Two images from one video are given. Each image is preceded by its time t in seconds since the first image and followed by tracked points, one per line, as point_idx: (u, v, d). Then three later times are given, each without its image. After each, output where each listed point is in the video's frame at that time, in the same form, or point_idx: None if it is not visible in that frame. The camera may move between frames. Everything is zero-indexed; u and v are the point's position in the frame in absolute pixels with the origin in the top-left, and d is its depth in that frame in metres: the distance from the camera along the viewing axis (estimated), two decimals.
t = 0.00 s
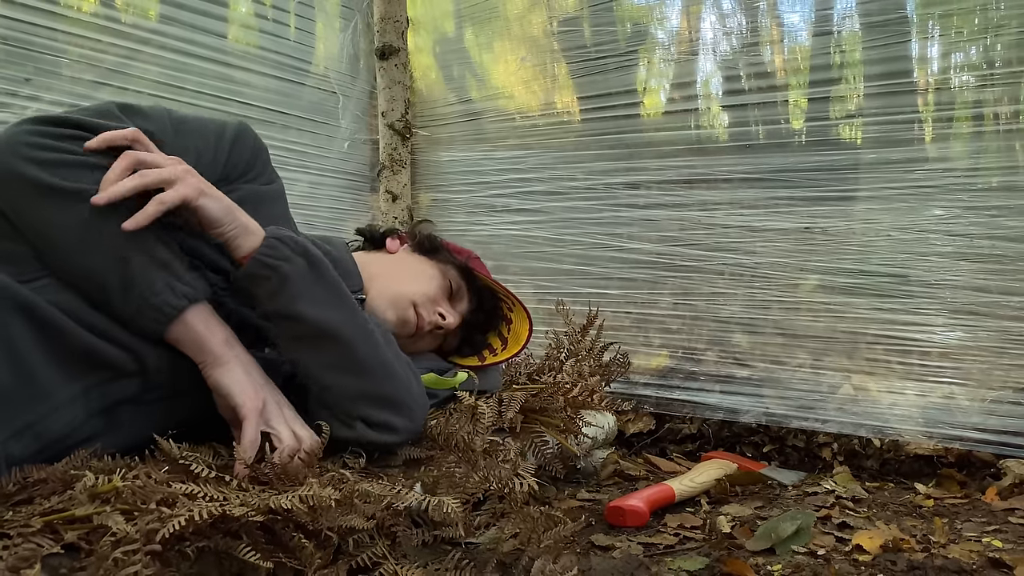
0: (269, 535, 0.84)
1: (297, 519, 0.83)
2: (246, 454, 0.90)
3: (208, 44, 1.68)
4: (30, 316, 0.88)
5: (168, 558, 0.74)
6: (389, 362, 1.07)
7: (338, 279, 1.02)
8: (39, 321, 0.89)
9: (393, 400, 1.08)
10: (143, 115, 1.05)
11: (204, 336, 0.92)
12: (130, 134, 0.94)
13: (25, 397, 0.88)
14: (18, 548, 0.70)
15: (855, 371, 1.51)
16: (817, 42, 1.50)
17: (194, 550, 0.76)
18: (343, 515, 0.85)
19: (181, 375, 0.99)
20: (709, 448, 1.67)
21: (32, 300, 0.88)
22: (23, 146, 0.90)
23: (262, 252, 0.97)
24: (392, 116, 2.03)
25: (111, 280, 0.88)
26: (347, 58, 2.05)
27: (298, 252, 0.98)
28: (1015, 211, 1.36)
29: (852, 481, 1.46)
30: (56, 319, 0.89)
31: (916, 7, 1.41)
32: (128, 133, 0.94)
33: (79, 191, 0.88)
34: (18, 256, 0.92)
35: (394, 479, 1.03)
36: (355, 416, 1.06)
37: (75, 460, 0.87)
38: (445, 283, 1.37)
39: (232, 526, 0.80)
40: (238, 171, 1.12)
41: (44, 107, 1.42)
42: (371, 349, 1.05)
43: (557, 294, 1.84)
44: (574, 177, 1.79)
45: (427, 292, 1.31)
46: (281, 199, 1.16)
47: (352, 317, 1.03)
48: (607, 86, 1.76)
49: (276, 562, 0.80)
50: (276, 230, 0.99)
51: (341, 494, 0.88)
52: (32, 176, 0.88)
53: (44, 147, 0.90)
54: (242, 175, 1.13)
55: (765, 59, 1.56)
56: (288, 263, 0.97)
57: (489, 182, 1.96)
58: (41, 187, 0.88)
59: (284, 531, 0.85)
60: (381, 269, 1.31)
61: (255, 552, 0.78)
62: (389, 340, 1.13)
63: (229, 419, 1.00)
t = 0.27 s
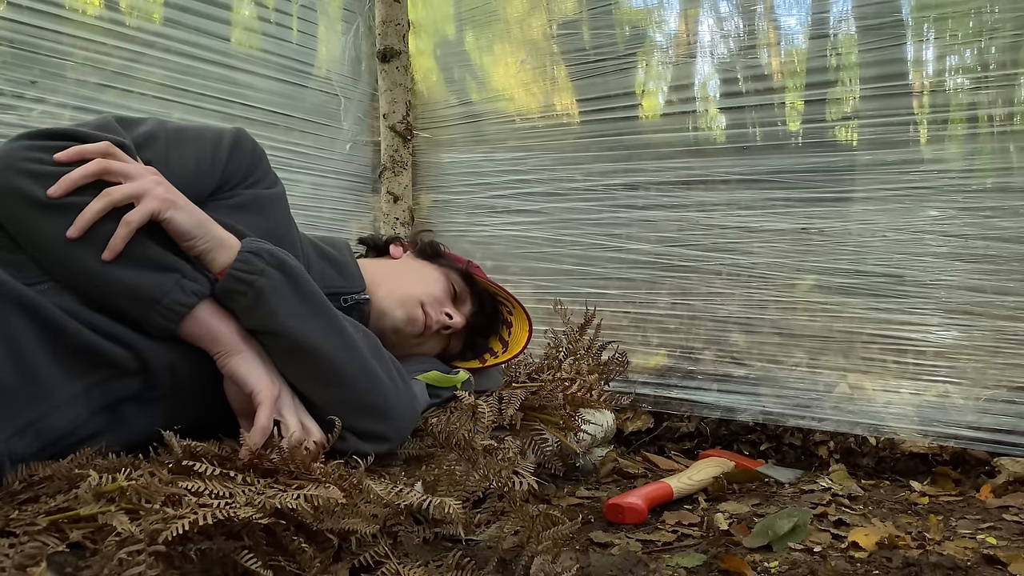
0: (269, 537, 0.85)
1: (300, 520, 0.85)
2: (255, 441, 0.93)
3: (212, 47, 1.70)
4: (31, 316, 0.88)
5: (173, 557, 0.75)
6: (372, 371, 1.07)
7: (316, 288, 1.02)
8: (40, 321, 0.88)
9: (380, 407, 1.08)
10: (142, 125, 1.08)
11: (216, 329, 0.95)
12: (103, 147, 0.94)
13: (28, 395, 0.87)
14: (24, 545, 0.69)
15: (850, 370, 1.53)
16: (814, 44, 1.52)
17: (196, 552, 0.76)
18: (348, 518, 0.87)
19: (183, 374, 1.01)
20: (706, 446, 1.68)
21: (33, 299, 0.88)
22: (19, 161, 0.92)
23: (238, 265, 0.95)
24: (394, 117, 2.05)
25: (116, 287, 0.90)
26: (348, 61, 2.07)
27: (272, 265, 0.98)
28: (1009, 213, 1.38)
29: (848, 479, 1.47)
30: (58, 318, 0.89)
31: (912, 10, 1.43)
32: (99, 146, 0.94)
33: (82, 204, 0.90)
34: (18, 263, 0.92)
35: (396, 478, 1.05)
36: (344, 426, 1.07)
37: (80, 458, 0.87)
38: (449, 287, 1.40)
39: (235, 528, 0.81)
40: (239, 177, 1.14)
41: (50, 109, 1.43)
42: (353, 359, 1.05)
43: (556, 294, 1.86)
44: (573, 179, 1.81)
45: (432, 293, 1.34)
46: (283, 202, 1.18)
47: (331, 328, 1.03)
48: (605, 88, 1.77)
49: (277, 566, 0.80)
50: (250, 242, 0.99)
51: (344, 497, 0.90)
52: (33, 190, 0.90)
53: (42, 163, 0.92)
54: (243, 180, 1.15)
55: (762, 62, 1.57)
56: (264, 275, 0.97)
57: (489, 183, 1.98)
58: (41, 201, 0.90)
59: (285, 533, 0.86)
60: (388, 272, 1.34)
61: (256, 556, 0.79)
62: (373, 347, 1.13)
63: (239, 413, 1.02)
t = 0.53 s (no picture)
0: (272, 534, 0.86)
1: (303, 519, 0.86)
2: (257, 437, 0.95)
3: (215, 50, 1.72)
4: (37, 318, 0.89)
5: (177, 555, 0.76)
6: (376, 370, 1.09)
7: (321, 287, 1.04)
8: (46, 322, 0.89)
9: (383, 406, 1.10)
10: (145, 130, 1.09)
11: (221, 327, 0.97)
12: (108, 152, 0.96)
13: (35, 396, 0.88)
14: (30, 542, 0.70)
15: (847, 369, 1.55)
16: (810, 47, 1.54)
17: (200, 549, 0.78)
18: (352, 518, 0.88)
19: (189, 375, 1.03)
20: (704, 444, 1.70)
21: (40, 300, 0.89)
22: (23, 166, 0.92)
23: (247, 264, 0.98)
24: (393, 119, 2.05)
25: (124, 288, 0.92)
26: (350, 63, 2.09)
27: (278, 264, 1.00)
28: (1003, 214, 1.39)
29: (844, 477, 1.49)
30: (64, 319, 0.90)
31: (907, 14, 1.45)
32: (104, 152, 0.95)
33: (88, 206, 0.91)
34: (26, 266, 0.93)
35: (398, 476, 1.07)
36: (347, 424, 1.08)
37: (85, 455, 0.89)
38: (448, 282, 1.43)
39: (239, 525, 0.83)
40: (241, 179, 1.16)
41: (55, 111, 1.45)
42: (358, 358, 1.06)
43: (556, 293, 1.88)
44: (573, 180, 1.82)
45: (432, 288, 1.37)
46: (284, 204, 1.20)
47: (336, 326, 1.05)
48: (604, 91, 1.79)
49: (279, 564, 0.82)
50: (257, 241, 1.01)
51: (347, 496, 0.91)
52: (41, 194, 0.91)
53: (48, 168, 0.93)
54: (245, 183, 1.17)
55: (759, 65, 1.59)
56: (271, 274, 0.99)
57: (490, 184, 2.00)
58: (47, 205, 0.91)
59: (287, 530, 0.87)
60: (388, 270, 1.37)
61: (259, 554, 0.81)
62: (376, 346, 1.15)
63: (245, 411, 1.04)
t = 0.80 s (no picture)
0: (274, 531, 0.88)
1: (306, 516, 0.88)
2: (261, 437, 0.96)
3: (219, 53, 1.74)
4: (43, 319, 0.91)
5: (181, 551, 0.78)
6: (377, 368, 1.10)
7: (323, 287, 1.06)
8: (52, 323, 0.91)
9: (385, 405, 1.11)
10: (147, 133, 1.11)
11: (224, 327, 0.99)
12: (112, 155, 0.97)
13: (41, 395, 0.90)
14: (36, 539, 0.71)
15: (843, 369, 1.56)
16: (807, 50, 1.55)
17: (204, 547, 0.80)
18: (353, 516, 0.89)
19: (193, 375, 1.04)
20: (702, 442, 1.72)
21: (46, 301, 0.91)
22: (29, 172, 0.95)
23: (250, 264, 0.99)
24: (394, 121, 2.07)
25: (129, 290, 0.94)
26: (352, 66, 2.11)
27: (281, 265, 1.01)
28: (998, 215, 1.41)
29: (840, 474, 1.51)
30: (69, 320, 0.92)
31: (902, 17, 1.46)
32: (108, 156, 0.97)
33: (93, 209, 0.93)
34: (31, 269, 0.95)
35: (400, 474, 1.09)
36: (349, 423, 1.10)
37: (91, 454, 0.91)
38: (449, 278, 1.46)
39: (242, 522, 0.84)
40: (242, 182, 1.18)
41: (60, 114, 1.47)
42: (359, 357, 1.08)
43: (555, 293, 1.89)
44: (572, 181, 1.84)
45: (435, 283, 1.39)
46: (286, 205, 1.22)
47: (338, 326, 1.06)
48: (603, 93, 1.81)
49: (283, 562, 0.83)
50: (260, 242, 1.03)
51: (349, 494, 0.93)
52: (44, 198, 0.93)
53: (52, 172, 0.95)
54: (246, 185, 1.19)
55: (756, 67, 1.61)
56: (274, 275, 1.00)
57: (490, 186, 2.01)
58: (52, 208, 0.93)
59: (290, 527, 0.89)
60: (390, 268, 1.39)
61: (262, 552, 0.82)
62: (378, 345, 1.16)
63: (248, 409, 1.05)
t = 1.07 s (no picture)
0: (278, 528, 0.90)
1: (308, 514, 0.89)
2: (262, 437, 0.96)
3: (222, 56, 1.75)
4: (48, 319, 0.91)
5: (185, 549, 0.80)
6: (379, 366, 1.12)
7: (325, 286, 1.08)
8: (56, 323, 0.92)
9: (386, 402, 1.13)
10: (152, 134, 1.13)
11: (226, 322, 1.00)
12: (121, 153, 0.99)
13: (46, 395, 0.91)
14: (42, 537, 0.72)
15: (839, 367, 1.58)
16: (803, 53, 1.57)
17: (207, 544, 0.82)
18: (356, 514, 0.91)
19: (196, 375, 1.06)
20: (699, 440, 1.74)
21: (51, 302, 0.91)
22: (37, 166, 0.95)
23: (254, 261, 1.01)
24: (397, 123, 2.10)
25: (132, 284, 0.94)
26: (354, 69, 2.13)
27: (285, 263, 1.03)
28: (992, 216, 1.43)
29: (836, 472, 1.53)
30: (74, 320, 0.93)
31: (898, 21, 1.48)
32: (116, 154, 0.98)
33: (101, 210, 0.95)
34: (36, 267, 0.96)
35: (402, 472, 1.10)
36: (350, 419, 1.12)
37: (96, 452, 0.92)
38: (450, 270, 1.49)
39: (246, 519, 0.86)
40: (245, 184, 1.20)
41: (66, 116, 1.48)
42: (361, 354, 1.10)
43: (555, 293, 1.91)
44: (571, 182, 1.86)
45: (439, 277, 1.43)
46: (288, 207, 1.24)
47: (340, 323, 1.08)
48: (602, 95, 1.83)
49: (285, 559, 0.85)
50: (264, 241, 1.05)
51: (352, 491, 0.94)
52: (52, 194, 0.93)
53: (60, 167, 0.95)
54: (249, 187, 1.21)
55: (753, 70, 1.63)
56: (277, 272, 1.02)
57: (490, 187, 2.03)
58: (60, 200, 0.93)
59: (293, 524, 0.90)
60: (393, 264, 1.41)
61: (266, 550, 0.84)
62: (380, 343, 1.18)
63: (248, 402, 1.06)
